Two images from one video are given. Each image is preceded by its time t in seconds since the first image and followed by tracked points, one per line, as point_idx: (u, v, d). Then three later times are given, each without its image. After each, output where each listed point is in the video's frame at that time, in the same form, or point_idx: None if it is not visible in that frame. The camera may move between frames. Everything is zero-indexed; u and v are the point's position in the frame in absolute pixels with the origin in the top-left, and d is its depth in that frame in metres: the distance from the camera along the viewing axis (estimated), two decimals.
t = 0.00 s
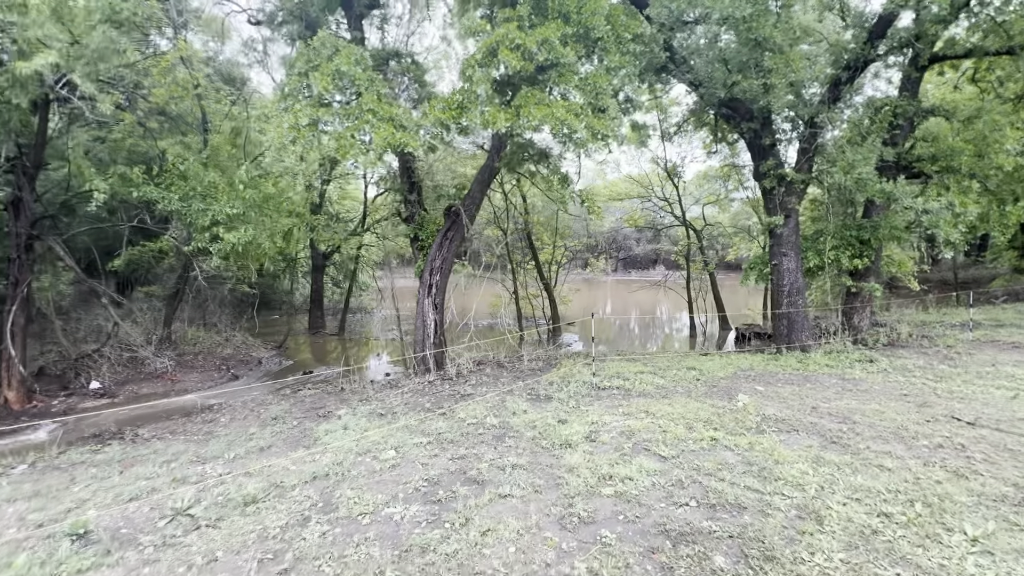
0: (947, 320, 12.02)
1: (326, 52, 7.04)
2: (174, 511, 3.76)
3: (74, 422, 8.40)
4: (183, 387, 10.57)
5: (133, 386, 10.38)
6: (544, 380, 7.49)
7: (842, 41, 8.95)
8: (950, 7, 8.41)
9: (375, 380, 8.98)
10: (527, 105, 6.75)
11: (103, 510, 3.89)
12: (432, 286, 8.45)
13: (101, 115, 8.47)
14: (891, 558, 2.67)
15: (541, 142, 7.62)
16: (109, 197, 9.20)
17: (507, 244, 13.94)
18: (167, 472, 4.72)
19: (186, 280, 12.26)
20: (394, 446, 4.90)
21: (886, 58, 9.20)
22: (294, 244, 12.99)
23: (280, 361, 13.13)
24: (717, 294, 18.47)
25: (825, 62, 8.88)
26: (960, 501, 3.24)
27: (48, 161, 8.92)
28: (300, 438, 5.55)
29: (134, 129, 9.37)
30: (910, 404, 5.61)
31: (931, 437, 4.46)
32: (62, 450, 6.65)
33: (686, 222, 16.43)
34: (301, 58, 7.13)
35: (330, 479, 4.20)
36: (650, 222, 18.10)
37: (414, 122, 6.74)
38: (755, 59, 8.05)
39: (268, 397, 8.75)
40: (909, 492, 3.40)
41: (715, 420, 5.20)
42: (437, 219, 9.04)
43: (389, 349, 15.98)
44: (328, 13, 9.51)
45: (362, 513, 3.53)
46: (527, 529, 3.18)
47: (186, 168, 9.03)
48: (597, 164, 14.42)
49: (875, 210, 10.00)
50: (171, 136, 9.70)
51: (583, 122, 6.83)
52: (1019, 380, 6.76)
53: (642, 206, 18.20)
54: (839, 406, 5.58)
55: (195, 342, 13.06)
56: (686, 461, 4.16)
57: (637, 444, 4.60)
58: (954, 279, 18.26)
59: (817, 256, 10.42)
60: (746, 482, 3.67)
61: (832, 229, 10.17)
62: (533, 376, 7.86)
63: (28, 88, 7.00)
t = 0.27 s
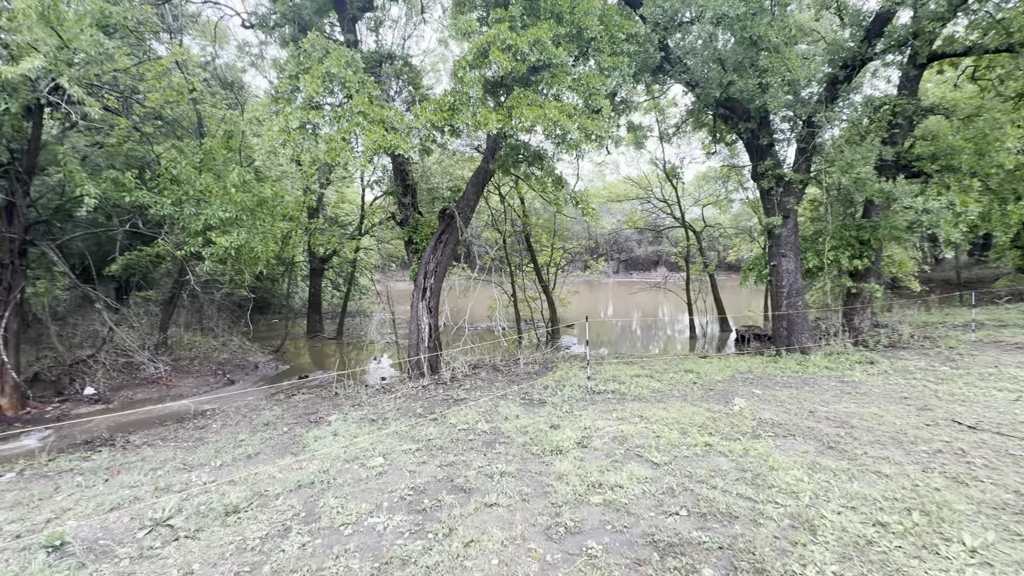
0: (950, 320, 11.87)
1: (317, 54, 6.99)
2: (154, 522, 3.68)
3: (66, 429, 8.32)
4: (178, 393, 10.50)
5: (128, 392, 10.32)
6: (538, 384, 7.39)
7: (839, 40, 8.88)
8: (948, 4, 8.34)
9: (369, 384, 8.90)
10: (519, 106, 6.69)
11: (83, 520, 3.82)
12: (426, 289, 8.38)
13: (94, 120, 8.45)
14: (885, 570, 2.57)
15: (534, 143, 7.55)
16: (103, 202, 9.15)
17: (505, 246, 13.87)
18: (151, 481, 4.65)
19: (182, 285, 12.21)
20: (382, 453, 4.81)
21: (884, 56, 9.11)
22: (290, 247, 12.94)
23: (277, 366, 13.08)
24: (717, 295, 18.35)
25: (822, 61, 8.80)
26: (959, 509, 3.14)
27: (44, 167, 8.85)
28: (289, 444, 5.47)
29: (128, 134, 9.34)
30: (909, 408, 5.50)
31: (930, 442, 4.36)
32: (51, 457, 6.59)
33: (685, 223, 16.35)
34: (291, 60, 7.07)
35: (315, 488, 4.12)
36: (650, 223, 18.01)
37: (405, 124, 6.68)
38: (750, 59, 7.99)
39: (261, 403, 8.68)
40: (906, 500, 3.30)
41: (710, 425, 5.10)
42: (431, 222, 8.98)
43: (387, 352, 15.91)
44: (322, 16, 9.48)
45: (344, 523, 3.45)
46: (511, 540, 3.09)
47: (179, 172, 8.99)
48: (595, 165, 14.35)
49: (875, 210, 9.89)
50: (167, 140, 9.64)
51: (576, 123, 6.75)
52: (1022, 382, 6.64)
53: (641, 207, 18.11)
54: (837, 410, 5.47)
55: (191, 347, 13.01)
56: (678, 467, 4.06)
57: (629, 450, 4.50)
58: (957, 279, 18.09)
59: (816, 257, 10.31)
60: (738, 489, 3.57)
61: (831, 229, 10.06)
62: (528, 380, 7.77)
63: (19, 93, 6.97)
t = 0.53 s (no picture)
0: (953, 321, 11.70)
1: (308, 56, 6.95)
2: (131, 531, 3.61)
3: (59, 434, 8.29)
4: (173, 397, 10.47)
5: (124, 397, 10.29)
6: (532, 387, 7.30)
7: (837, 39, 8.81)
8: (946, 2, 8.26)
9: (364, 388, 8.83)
10: (511, 107, 6.63)
11: (61, 529, 3.76)
12: (419, 292, 8.31)
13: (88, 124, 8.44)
14: None
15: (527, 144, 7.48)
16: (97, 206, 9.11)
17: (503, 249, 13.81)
18: (134, 487, 4.59)
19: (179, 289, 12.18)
20: (368, 459, 4.73)
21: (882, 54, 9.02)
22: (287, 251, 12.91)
23: (273, 369, 13.06)
24: (718, 297, 18.21)
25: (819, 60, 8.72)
26: (953, 517, 3.04)
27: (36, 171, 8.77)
28: (276, 450, 5.40)
29: (123, 137, 9.33)
30: (907, 411, 5.38)
31: (927, 447, 4.25)
32: (40, 463, 6.54)
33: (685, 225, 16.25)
34: (282, 62, 7.04)
35: (298, 495, 4.04)
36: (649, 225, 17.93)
37: (395, 126, 6.63)
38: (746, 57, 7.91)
39: (255, 407, 8.62)
40: (899, 507, 3.20)
41: (702, 429, 5.00)
42: (426, 225, 8.92)
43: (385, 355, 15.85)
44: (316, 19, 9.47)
45: (323, 532, 3.38)
46: (491, 550, 3.01)
47: (172, 176, 8.97)
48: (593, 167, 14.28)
49: (875, 210, 9.77)
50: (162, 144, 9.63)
51: (568, 124, 6.68)
52: None
53: (641, 209, 18.02)
54: (833, 414, 5.37)
55: (188, 351, 12.98)
56: (667, 473, 3.97)
57: (619, 456, 4.41)
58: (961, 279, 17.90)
59: (816, 258, 10.19)
60: (727, 497, 3.48)
61: (830, 229, 9.94)
62: (522, 384, 7.68)
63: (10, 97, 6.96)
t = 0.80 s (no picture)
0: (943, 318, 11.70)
1: (290, 50, 6.83)
2: (97, 535, 3.53)
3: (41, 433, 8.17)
4: (158, 396, 10.37)
5: (109, 396, 10.17)
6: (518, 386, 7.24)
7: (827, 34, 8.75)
8: None
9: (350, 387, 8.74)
10: (495, 102, 6.55)
11: (26, 533, 3.67)
12: (406, 290, 8.23)
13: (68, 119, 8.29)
14: None
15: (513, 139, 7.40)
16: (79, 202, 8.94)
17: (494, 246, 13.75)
18: (106, 490, 4.50)
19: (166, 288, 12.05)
20: (346, 460, 4.66)
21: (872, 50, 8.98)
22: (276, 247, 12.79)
23: (261, 368, 13.00)
24: (710, 294, 18.20)
25: (809, 55, 8.66)
26: (930, 519, 3.00)
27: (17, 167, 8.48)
28: (254, 451, 5.32)
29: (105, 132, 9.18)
30: (890, 409, 5.36)
31: (908, 446, 4.21)
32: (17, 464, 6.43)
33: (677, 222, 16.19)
34: (264, 56, 6.93)
35: (271, 497, 3.97)
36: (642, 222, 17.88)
37: (378, 121, 6.53)
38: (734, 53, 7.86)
39: (239, 406, 8.53)
40: (876, 509, 3.16)
41: (685, 429, 4.95)
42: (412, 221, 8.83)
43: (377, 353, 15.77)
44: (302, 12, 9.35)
45: (292, 536, 3.31)
46: (461, 555, 2.95)
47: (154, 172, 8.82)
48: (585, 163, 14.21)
49: (865, 207, 9.74)
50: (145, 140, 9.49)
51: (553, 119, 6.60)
52: (1010, 381, 6.50)
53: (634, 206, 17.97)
54: (817, 412, 5.33)
55: (175, 349, 12.87)
56: (646, 474, 3.92)
57: (598, 456, 4.36)
58: (952, 276, 17.94)
59: (806, 255, 10.16)
60: (705, 498, 3.43)
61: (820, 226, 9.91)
62: (508, 382, 7.62)
63: None
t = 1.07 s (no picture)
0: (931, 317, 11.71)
1: (270, 43, 6.69)
2: (57, 541, 3.41)
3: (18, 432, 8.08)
4: (140, 395, 10.25)
5: (89, 395, 10.06)
6: (503, 385, 7.14)
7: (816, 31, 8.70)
8: None
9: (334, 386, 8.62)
10: (479, 97, 6.44)
11: None
12: (390, 287, 8.12)
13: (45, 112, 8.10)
14: None
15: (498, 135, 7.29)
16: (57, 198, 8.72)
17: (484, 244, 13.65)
18: (74, 493, 4.38)
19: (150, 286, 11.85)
20: (322, 461, 4.56)
21: (861, 48, 8.96)
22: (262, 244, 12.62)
23: (246, 367, 12.91)
24: (701, 292, 18.19)
25: (798, 53, 8.61)
26: (909, 522, 2.95)
27: None
28: (230, 452, 5.21)
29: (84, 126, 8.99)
30: (875, 409, 5.31)
31: (891, 447, 4.17)
32: None
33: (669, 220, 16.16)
34: (243, 49, 6.78)
35: (241, 501, 3.87)
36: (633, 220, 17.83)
37: (360, 116, 6.41)
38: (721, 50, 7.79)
39: (221, 405, 8.39)
40: (854, 511, 3.11)
41: (668, 429, 4.88)
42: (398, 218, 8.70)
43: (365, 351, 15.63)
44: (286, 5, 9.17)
45: (258, 541, 3.21)
46: (429, 561, 2.87)
47: (133, 167, 8.64)
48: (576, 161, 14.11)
49: (853, 205, 9.72)
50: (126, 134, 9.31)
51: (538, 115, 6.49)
52: (994, 380, 6.49)
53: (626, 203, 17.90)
54: (801, 412, 5.27)
55: (158, 348, 12.71)
56: (624, 476, 3.84)
57: (579, 458, 4.28)
58: (941, 274, 18.01)
59: (794, 253, 10.14)
60: (682, 501, 3.36)
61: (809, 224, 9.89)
62: (494, 381, 7.53)
63: None
